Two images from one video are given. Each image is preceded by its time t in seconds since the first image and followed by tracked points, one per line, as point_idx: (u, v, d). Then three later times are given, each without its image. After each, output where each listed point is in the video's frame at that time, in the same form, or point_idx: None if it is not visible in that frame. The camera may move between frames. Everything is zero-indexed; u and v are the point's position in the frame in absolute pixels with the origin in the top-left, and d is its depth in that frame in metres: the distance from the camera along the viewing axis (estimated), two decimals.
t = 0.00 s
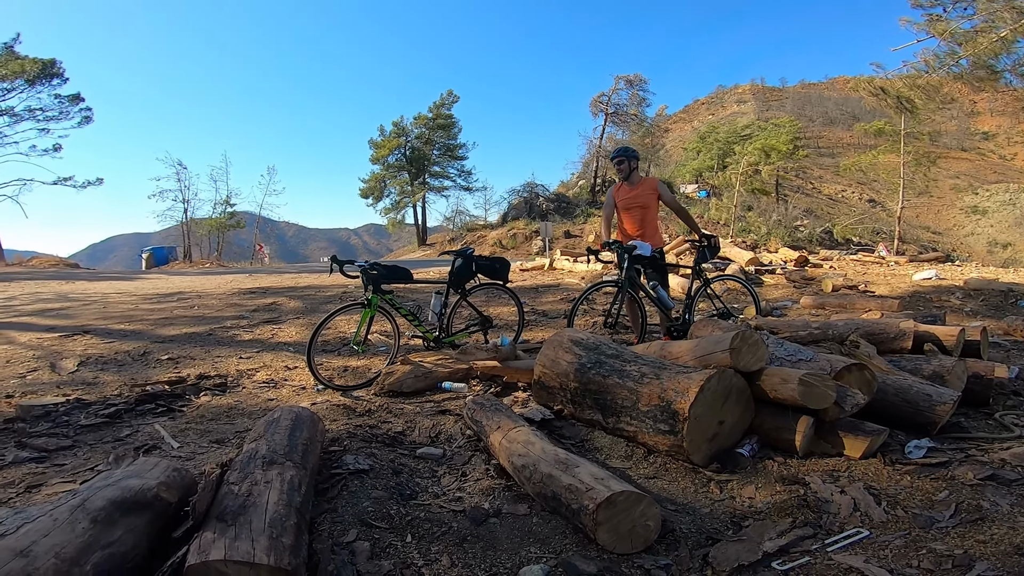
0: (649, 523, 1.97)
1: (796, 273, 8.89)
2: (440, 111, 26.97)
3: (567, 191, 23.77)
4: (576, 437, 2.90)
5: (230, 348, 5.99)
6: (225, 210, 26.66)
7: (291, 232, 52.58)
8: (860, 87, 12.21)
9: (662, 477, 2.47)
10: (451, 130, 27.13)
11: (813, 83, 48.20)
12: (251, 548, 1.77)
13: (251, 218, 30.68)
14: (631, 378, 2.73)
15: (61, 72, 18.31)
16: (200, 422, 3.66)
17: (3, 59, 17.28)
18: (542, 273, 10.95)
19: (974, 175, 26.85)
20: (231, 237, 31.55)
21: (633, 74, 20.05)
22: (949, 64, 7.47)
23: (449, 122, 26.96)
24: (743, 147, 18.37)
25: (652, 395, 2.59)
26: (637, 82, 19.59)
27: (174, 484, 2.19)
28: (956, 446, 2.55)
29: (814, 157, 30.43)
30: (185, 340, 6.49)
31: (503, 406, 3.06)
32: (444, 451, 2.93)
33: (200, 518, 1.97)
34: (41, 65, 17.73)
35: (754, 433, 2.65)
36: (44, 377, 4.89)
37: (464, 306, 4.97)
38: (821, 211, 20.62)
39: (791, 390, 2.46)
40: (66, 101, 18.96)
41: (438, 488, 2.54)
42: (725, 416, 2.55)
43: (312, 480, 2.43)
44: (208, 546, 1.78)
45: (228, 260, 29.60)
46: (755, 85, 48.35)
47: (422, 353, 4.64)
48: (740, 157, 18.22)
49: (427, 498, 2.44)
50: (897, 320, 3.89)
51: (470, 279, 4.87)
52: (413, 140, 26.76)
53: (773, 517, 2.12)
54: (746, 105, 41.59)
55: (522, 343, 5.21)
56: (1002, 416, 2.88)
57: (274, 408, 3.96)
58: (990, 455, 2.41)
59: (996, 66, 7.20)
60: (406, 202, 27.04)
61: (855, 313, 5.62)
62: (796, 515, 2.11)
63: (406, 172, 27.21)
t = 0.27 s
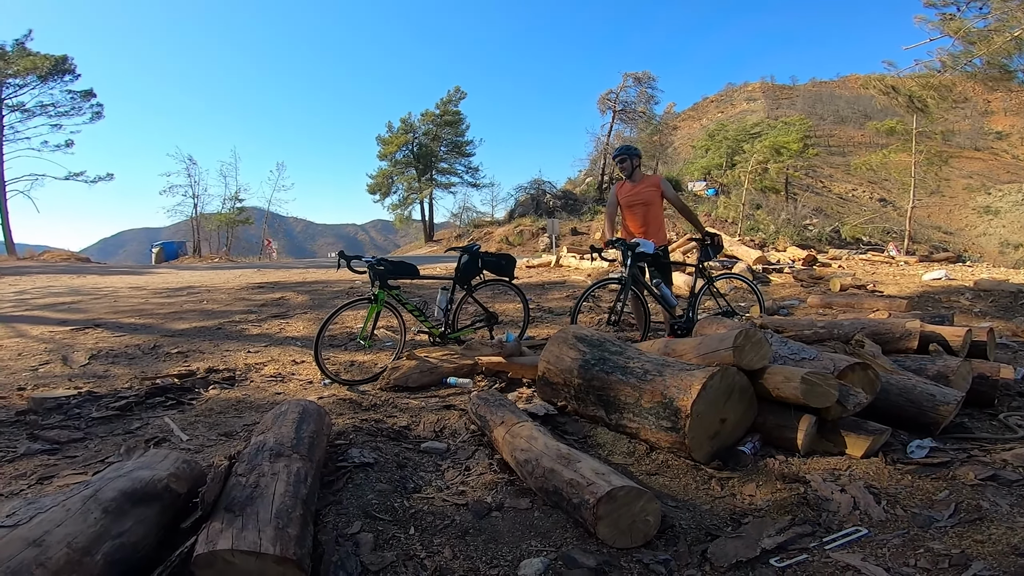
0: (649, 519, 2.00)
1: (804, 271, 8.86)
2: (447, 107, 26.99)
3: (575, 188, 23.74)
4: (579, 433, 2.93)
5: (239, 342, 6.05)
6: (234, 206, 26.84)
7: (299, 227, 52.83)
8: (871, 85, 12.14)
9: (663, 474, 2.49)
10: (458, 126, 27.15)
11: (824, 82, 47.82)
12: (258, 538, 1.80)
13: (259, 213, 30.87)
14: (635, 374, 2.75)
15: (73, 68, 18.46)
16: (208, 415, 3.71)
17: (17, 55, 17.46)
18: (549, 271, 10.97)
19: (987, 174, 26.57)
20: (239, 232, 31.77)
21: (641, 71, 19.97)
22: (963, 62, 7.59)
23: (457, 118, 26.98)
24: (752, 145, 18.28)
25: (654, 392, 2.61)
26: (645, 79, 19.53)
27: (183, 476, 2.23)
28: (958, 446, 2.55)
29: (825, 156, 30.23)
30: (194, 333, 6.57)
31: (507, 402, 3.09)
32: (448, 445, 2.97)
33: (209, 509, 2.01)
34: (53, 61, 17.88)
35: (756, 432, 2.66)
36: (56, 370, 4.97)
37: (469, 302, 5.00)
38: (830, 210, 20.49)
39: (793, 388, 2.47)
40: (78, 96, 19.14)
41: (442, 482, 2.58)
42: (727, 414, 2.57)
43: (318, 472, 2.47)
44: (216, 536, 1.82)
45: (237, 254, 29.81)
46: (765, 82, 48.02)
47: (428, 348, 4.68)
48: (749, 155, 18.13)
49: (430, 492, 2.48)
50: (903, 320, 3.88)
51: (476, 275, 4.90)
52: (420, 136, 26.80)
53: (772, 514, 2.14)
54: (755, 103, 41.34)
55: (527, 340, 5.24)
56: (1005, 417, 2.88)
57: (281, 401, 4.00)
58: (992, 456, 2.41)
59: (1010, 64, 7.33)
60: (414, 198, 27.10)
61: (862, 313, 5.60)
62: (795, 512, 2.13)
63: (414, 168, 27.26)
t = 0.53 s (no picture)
0: (645, 519, 2.01)
1: (809, 273, 8.83)
2: (453, 105, 27.00)
3: (580, 187, 23.71)
4: (578, 433, 2.94)
5: (243, 338, 6.10)
6: (240, 202, 26.95)
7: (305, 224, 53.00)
8: (879, 85, 12.08)
9: (662, 474, 2.51)
10: (464, 124, 27.16)
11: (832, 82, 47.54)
12: (257, 532, 1.82)
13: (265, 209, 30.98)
14: (634, 374, 2.77)
15: (81, 64, 18.60)
16: (211, 411, 3.74)
17: (26, 51, 17.61)
18: (553, 269, 10.98)
19: (996, 177, 26.37)
20: (245, 228, 31.90)
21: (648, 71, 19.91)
22: (973, 64, 7.61)
23: (462, 116, 26.98)
24: (758, 146, 18.21)
25: (654, 393, 2.62)
26: (652, 79, 19.47)
27: (186, 470, 2.26)
28: (956, 450, 2.55)
29: (832, 157, 30.07)
30: (199, 329, 6.62)
31: (507, 400, 3.11)
32: (448, 443, 2.99)
33: (210, 503, 2.03)
34: (61, 57, 18.04)
35: (755, 433, 2.67)
36: (62, 364, 5.02)
37: (472, 301, 5.02)
38: (837, 211, 20.40)
39: (792, 390, 2.48)
40: (86, 93, 19.26)
41: (441, 479, 2.60)
42: (726, 415, 2.58)
43: (318, 468, 2.50)
44: (216, 530, 1.84)
45: (243, 250, 29.96)
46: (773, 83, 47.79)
47: (430, 346, 4.70)
48: (755, 156, 18.06)
49: (429, 489, 2.50)
50: (906, 323, 3.87)
51: (479, 273, 4.92)
52: (426, 134, 26.83)
53: (769, 516, 2.15)
54: (763, 103, 41.16)
55: (529, 339, 5.25)
56: (1006, 421, 2.87)
57: (283, 397, 4.04)
58: (990, 460, 2.41)
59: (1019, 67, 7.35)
60: (419, 196, 27.14)
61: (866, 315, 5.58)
62: (791, 514, 2.14)
63: (419, 166, 27.29)
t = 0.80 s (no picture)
0: (641, 514, 2.01)
1: (809, 273, 8.83)
2: (456, 102, 26.96)
3: (581, 185, 23.68)
4: (576, 428, 2.94)
5: (242, 331, 6.10)
6: (241, 196, 26.93)
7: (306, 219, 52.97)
8: (883, 86, 12.06)
9: (658, 470, 2.50)
10: (467, 121, 27.12)
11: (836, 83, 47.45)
12: (250, 523, 1.81)
13: (266, 204, 30.97)
14: (633, 370, 2.77)
15: (85, 58, 18.57)
16: (209, 403, 3.74)
17: (29, 45, 17.57)
18: (553, 267, 10.97)
19: (999, 180, 26.33)
20: (246, 222, 31.89)
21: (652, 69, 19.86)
22: (977, 65, 7.65)
23: (465, 113, 26.95)
24: (761, 146, 18.19)
25: (652, 388, 2.62)
26: (656, 77, 19.43)
27: (181, 461, 2.25)
28: (953, 450, 2.55)
29: (835, 159, 30.03)
30: (197, 322, 6.62)
31: (505, 395, 3.11)
32: (445, 437, 2.99)
33: (204, 494, 2.03)
34: (65, 51, 18.02)
35: (752, 430, 2.68)
36: (60, 355, 5.02)
37: (472, 296, 5.02)
38: (838, 212, 20.38)
39: (790, 387, 2.48)
40: (89, 86, 19.22)
41: (437, 473, 2.60)
42: (724, 412, 2.58)
43: (314, 460, 2.49)
44: (210, 520, 1.83)
45: (243, 245, 29.98)
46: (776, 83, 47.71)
47: (429, 341, 4.71)
48: (757, 156, 18.04)
49: (426, 482, 2.50)
50: (905, 323, 3.86)
51: (479, 268, 4.92)
52: (428, 131, 26.79)
53: (764, 512, 2.15)
54: (766, 103, 41.08)
55: (528, 335, 5.25)
56: (1003, 421, 2.87)
57: (281, 390, 4.04)
58: (986, 459, 2.41)
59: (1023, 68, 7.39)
60: (420, 192, 27.13)
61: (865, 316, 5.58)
62: (787, 511, 2.14)
63: (421, 162, 27.27)
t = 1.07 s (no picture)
0: (630, 513, 2.03)
1: (801, 275, 8.89)
2: (453, 98, 26.87)
3: (576, 183, 23.70)
4: (567, 426, 2.96)
5: (233, 325, 6.08)
6: (234, 190, 26.76)
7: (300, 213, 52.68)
8: (879, 89, 12.14)
9: (648, 469, 2.53)
10: (463, 117, 27.06)
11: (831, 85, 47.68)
12: (241, 519, 1.82)
13: (260, 198, 30.79)
14: (624, 370, 2.79)
15: (79, 51, 18.37)
16: (199, 398, 3.74)
17: (23, 36, 17.35)
18: (546, 265, 10.98)
19: (990, 185, 26.59)
20: (239, 216, 31.69)
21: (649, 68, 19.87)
22: (973, 69, 7.75)
23: (462, 110, 26.88)
24: (756, 147, 18.26)
25: (643, 388, 2.64)
26: (653, 77, 19.44)
27: (172, 456, 2.25)
28: (937, 451, 2.59)
29: (828, 161, 30.20)
30: (189, 315, 6.59)
31: (497, 393, 3.13)
32: (437, 434, 3.00)
33: (195, 490, 2.03)
34: (59, 43, 17.81)
35: (741, 431, 2.70)
36: (49, 348, 4.99)
37: (465, 293, 5.03)
38: (831, 214, 20.52)
39: (779, 389, 2.51)
40: (83, 78, 19.00)
41: (429, 470, 2.61)
42: (713, 412, 2.60)
43: (306, 456, 2.50)
44: (200, 516, 1.83)
45: (235, 239, 29.83)
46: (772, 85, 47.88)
47: (422, 337, 4.72)
48: (752, 157, 18.13)
49: (417, 479, 2.51)
50: (893, 326, 3.91)
51: (473, 265, 4.93)
52: (424, 127, 26.70)
53: (751, 512, 2.18)
54: (762, 104, 41.23)
55: (521, 332, 5.26)
56: (986, 424, 2.92)
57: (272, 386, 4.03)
58: (969, 462, 2.45)
59: (1019, 74, 7.50)
60: (415, 188, 27.07)
61: (854, 318, 5.64)
62: (773, 511, 2.17)
63: (416, 158, 27.19)
